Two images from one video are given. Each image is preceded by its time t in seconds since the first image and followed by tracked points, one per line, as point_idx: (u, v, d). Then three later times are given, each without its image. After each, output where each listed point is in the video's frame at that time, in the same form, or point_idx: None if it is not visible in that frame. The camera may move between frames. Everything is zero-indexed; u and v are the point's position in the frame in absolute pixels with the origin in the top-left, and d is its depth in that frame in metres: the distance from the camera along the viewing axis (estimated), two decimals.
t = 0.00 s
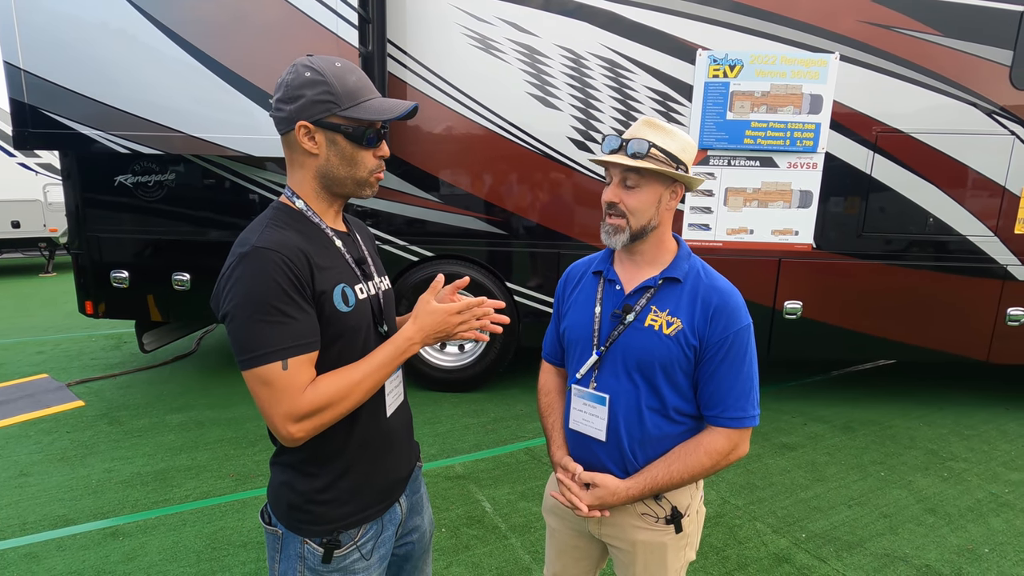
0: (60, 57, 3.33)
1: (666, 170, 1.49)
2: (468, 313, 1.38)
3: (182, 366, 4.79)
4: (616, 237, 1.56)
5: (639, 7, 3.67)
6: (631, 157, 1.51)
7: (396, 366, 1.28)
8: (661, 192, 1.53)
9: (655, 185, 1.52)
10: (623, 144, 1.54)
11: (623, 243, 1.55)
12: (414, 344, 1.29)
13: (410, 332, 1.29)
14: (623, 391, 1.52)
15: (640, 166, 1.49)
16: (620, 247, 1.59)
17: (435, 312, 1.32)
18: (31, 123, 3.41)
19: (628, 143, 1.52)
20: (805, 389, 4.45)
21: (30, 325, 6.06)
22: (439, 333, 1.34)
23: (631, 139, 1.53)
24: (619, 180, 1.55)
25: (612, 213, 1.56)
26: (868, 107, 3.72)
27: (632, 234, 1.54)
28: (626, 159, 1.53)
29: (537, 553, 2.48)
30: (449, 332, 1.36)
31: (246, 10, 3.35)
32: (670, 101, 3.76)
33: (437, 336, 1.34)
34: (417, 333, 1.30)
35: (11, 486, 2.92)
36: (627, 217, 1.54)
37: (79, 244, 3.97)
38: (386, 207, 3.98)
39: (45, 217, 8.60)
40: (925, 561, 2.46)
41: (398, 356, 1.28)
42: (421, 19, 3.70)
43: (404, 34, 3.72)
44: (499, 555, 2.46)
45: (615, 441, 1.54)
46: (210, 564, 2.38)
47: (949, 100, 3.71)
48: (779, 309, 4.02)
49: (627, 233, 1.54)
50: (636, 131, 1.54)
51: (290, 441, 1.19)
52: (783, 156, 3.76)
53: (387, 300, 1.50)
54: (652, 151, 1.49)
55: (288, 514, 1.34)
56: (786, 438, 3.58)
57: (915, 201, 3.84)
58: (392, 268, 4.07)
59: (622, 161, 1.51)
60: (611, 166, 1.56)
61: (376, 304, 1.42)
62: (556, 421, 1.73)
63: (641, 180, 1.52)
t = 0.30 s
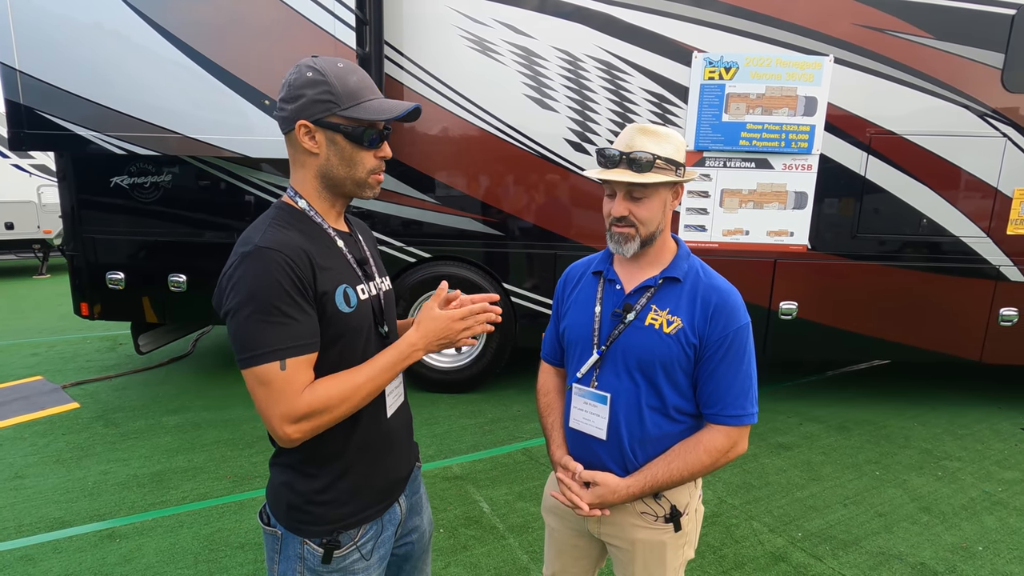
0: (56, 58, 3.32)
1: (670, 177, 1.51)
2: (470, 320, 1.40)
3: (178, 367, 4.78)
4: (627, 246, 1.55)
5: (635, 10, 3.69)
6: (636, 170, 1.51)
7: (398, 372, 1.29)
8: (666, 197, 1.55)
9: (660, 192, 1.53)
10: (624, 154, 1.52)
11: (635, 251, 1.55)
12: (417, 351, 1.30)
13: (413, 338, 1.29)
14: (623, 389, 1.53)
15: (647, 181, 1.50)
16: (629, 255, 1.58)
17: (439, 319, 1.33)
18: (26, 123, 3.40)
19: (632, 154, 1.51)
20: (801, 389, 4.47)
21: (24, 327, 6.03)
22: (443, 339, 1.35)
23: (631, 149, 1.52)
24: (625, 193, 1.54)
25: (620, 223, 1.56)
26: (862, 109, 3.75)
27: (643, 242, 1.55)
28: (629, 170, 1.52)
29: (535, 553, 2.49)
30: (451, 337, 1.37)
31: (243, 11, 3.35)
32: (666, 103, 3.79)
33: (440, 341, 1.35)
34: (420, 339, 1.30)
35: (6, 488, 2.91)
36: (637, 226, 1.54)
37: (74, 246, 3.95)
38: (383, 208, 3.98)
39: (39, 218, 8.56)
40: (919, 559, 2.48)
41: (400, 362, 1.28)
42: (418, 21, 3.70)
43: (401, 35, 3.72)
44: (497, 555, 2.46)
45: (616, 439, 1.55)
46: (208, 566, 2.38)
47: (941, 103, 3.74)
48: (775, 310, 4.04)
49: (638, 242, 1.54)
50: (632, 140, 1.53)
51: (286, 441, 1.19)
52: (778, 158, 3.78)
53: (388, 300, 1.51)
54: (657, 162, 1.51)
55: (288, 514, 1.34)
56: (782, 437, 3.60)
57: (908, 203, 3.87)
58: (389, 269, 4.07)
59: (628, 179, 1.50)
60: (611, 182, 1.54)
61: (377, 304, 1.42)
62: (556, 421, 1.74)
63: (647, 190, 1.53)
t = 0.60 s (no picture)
0: (51, 57, 3.31)
1: (670, 173, 1.53)
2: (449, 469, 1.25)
3: (174, 367, 4.77)
4: (620, 236, 1.57)
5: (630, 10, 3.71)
6: (637, 161, 1.53)
7: (343, 457, 1.16)
8: (664, 193, 1.57)
9: (659, 186, 1.56)
10: (626, 146, 1.56)
11: (627, 243, 1.57)
12: (375, 457, 1.17)
13: (383, 441, 1.18)
14: (623, 386, 1.55)
15: (647, 171, 1.52)
16: (623, 247, 1.60)
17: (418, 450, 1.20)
18: (21, 123, 3.39)
19: (633, 145, 1.54)
20: (795, 387, 4.51)
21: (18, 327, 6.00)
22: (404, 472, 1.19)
23: (634, 142, 1.55)
24: (624, 183, 1.57)
25: (616, 213, 1.58)
26: (855, 109, 3.79)
27: (637, 235, 1.56)
28: (631, 161, 1.55)
29: (533, 550, 2.50)
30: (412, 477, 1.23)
31: (239, 10, 3.35)
32: (661, 103, 3.81)
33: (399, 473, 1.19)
34: (388, 448, 1.18)
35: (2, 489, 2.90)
36: (631, 217, 1.56)
37: (70, 246, 3.94)
38: (381, 208, 3.99)
39: (32, 218, 8.51)
40: (912, 554, 2.51)
41: (354, 450, 1.16)
42: (414, 21, 3.71)
43: (398, 35, 3.73)
44: (495, 552, 2.48)
45: (616, 436, 1.57)
46: (206, 565, 2.38)
47: (934, 103, 3.78)
48: (769, 308, 4.08)
49: (631, 233, 1.56)
50: (639, 133, 1.56)
51: (217, 425, 1.14)
52: (773, 158, 3.81)
53: (393, 295, 1.51)
54: (659, 155, 1.53)
55: (282, 507, 1.36)
56: (777, 435, 3.63)
57: (902, 202, 3.91)
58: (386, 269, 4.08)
59: (629, 166, 1.53)
60: (615, 169, 1.57)
61: (376, 298, 1.42)
62: (556, 418, 1.76)
63: (646, 182, 1.56)
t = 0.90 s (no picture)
0: (47, 56, 3.30)
1: (669, 171, 1.54)
2: None
3: (170, 366, 4.76)
4: (619, 235, 1.60)
5: (626, 9, 3.73)
6: (634, 159, 1.55)
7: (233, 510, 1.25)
8: (663, 192, 1.58)
9: (658, 185, 1.57)
10: (624, 144, 1.59)
11: (627, 242, 1.59)
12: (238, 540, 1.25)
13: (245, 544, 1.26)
14: (629, 384, 1.57)
15: (643, 169, 1.53)
16: (624, 246, 1.63)
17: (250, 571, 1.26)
18: (17, 121, 3.39)
19: (631, 144, 1.56)
20: (790, 384, 4.54)
21: (12, 326, 5.98)
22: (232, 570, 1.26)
23: (633, 140, 1.57)
24: (622, 181, 1.59)
25: (615, 211, 1.61)
26: (849, 108, 3.82)
27: (636, 233, 1.58)
28: (629, 159, 1.57)
29: (530, 545, 2.52)
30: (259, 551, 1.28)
31: (236, 9, 3.35)
32: (657, 102, 3.83)
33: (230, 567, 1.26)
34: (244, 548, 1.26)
35: None
36: (630, 216, 1.58)
37: (65, 245, 3.93)
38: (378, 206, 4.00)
39: (26, 217, 8.46)
40: (905, 547, 2.54)
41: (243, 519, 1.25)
42: (411, 19, 3.72)
43: (395, 34, 3.74)
44: (493, 548, 2.50)
45: (623, 434, 1.59)
46: (204, 562, 2.39)
47: (927, 102, 3.81)
48: (765, 306, 4.11)
49: (631, 232, 1.58)
50: (637, 132, 1.58)
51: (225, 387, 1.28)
52: (768, 156, 3.84)
53: (395, 292, 1.47)
54: (655, 152, 1.54)
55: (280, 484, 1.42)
56: (772, 431, 3.66)
57: (895, 200, 3.94)
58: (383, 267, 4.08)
59: (626, 164, 1.55)
60: (613, 168, 1.59)
61: (369, 292, 1.40)
62: (563, 416, 1.77)
63: (644, 180, 1.56)
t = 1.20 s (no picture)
0: (42, 54, 3.29)
1: (663, 165, 1.55)
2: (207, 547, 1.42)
3: (166, 365, 4.75)
4: (613, 224, 1.60)
5: (622, 8, 3.73)
6: (628, 153, 1.56)
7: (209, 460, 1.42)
8: (659, 186, 1.58)
9: (652, 178, 1.57)
10: (619, 140, 1.59)
11: (620, 231, 1.60)
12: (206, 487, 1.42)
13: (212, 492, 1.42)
14: (626, 380, 1.58)
15: (636, 162, 1.54)
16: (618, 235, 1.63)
17: (211, 516, 1.42)
18: (11, 119, 3.38)
19: (625, 138, 1.57)
20: (786, 382, 4.56)
21: (7, 325, 5.97)
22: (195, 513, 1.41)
23: (627, 135, 1.58)
24: (617, 175, 1.60)
25: (609, 204, 1.61)
26: (844, 106, 3.83)
27: (630, 224, 1.59)
28: (624, 154, 1.57)
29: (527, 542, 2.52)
30: (209, 527, 1.41)
31: (232, 7, 3.34)
32: (653, 100, 3.83)
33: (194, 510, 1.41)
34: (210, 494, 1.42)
35: None
36: (625, 208, 1.59)
37: (60, 244, 3.92)
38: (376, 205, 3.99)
39: (20, 217, 8.41)
40: (900, 543, 2.56)
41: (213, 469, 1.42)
42: (407, 17, 3.72)
43: (391, 32, 3.73)
44: (490, 545, 2.50)
45: (620, 429, 1.60)
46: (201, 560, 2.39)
47: (921, 100, 3.83)
48: (761, 304, 4.12)
49: (624, 222, 1.59)
50: (633, 127, 1.59)
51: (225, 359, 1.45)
52: (764, 154, 3.85)
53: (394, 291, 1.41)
54: (649, 146, 1.54)
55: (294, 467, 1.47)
56: (768, 428, 3.68)
57: (890, 198, 3.96)
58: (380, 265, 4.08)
59: (619, 159, 1.55)
60: (609, 162, 1.60)
61: (362, 289, 1.38)
62: (564, 410, 1.79)
63: (639, 174, 1.57)
